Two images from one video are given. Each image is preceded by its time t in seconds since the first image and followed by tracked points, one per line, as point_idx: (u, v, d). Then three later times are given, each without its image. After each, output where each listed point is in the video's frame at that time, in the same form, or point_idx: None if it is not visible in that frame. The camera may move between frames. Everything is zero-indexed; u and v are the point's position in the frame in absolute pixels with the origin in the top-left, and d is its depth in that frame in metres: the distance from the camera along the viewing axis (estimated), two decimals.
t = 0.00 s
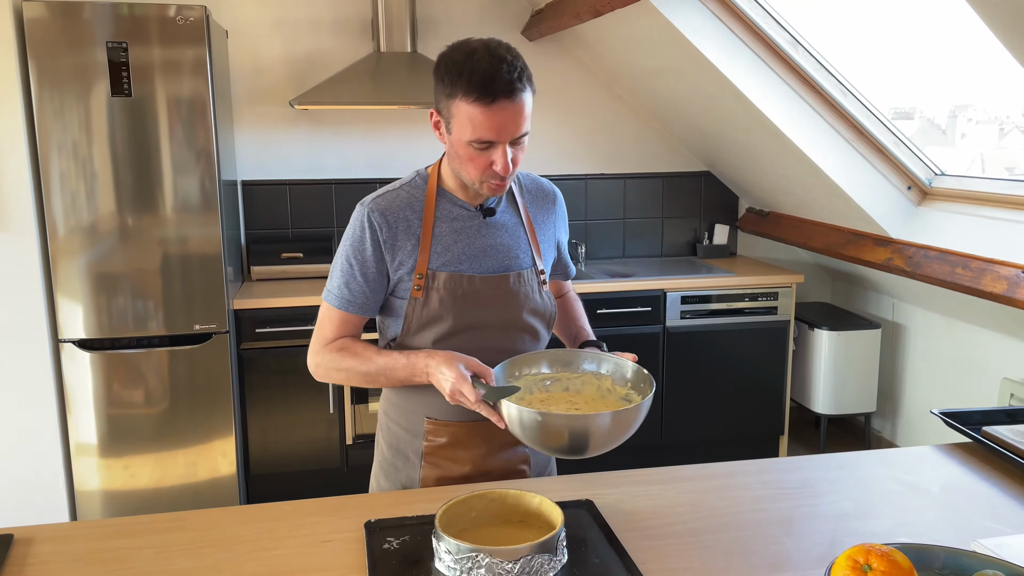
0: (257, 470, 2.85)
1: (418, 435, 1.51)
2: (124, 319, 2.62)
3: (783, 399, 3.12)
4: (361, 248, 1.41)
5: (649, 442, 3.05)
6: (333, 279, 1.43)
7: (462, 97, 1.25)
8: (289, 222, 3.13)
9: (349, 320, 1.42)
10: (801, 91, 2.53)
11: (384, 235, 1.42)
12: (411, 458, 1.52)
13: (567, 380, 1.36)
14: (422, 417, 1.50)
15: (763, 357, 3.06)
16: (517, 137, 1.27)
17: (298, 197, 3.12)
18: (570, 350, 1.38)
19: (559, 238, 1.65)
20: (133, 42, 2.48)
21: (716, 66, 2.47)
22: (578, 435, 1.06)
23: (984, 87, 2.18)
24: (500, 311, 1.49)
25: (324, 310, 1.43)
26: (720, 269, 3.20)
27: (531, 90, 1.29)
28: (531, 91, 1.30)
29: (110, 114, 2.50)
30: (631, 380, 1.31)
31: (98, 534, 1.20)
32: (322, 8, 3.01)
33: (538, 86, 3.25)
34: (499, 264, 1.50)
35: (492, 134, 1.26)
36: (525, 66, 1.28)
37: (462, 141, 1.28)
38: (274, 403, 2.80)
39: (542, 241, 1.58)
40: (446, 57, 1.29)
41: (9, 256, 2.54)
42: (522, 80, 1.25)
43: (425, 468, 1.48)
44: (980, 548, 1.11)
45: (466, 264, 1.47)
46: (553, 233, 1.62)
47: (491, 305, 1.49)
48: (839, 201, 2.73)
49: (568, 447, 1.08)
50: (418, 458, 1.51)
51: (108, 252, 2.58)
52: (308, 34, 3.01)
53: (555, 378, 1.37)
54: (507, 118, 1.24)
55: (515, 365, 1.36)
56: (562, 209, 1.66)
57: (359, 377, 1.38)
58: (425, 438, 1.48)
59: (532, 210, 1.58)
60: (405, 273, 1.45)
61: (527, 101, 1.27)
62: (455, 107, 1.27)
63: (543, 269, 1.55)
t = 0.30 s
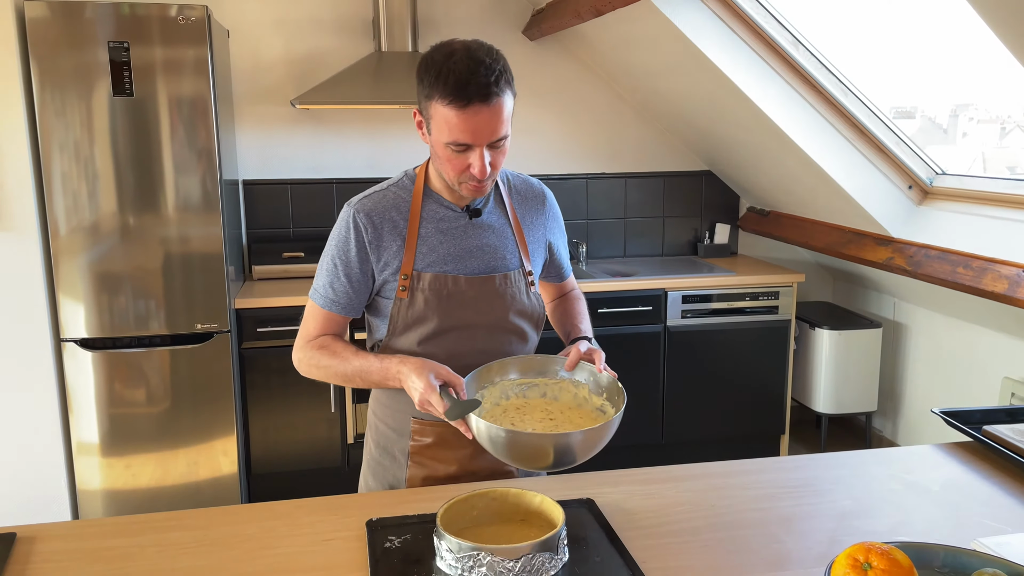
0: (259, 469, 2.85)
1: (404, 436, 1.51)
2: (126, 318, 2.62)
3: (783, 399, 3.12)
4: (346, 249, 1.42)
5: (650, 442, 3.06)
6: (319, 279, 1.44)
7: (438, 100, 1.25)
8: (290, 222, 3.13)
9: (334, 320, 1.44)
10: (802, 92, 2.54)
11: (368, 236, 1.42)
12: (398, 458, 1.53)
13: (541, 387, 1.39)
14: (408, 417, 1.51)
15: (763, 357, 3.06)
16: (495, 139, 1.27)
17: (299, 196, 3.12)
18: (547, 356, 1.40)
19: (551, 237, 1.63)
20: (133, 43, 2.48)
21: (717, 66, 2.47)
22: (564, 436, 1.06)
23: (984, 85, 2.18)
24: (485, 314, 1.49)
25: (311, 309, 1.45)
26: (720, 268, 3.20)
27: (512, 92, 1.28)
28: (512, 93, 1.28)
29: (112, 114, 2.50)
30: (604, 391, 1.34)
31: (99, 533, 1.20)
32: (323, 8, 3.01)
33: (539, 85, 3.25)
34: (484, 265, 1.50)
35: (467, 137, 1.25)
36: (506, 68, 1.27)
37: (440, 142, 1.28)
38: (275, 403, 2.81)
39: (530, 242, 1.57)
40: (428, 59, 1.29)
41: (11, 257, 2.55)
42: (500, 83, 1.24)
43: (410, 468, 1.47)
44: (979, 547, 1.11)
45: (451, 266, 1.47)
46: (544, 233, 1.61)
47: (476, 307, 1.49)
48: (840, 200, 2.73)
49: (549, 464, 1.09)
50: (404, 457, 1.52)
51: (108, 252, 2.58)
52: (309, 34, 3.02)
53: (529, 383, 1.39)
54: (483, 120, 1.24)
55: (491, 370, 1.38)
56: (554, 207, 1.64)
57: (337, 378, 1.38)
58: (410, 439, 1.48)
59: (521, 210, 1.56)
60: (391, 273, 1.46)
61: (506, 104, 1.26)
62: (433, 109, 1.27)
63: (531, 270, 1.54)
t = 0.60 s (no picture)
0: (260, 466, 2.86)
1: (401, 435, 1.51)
2: (128, 316, 2.62)
3: (785, 397, 3.12)
4: (335, 254, 1.42)
5: (651, 440, 3.06)
6: (310, 286, 1.44)
7: (416, 99, 1.25)
8: (291, 219, 3.13)
9: (326, 324, 1.44)
10: (804, 90, 2.54)
11: (357, 239, 1.42)
12: (394, 457, 1.54)
13: (530, 368, 1.40)
14: (404, 417, 1.50)
15: (765, 355, 3.06)
16: (477, 136, 1.26)
17: (301, 194, 3.12)
18: (532, 338, 1.40)
19: (543, 231, 1.62)
20: (134, 41, 2.48)
21: (719, 63, 2.46)
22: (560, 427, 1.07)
23: (985, 83, 2.17)
24: (479, 312, 1.49)
25: (302, 314, 1.45)
26: (722, 266, 3.20)
27: (491, 88, 1.27)
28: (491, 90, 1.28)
29: (113, 112, 2.50)
30: (593, 364, 1.35)
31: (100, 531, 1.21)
32: (324, 5, 3.01)
33: (541, 83, 3.25)
34: (476, 263, 1.49)
35: (447, 135, 1.25)
36: (483, 63, 1.27)
37: (421, 142, 1.28)
38: (276, 401, 2.81)
39: (521, 237, 1.57)
40: (405, 59, 1.29)
41: (13, 256, 2.55)
42: (478, 78, 1.24)
43: (408, 468, 1.48)
44: (981, 545, 1.11)
45: (442, 265, 1.47)
46: (535, 229, 1.60)
47: (469, 306, 1.48)
48: (842, 198, 2.73)
49: (546, 453, 1.09)
50: (400, 456, 1.53)
51: (110, 250, 2.58)
52: (311, 31, 3.01)
53: (518, 366, 1.40)
54: (463, 117, 1.23)
55: (478, 360, 1.37)
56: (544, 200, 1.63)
57: (329, 382, 1.37)
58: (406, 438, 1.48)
59: (510, 206, 1.56)
60: (382, 275, 1.45)
61: (486, 100, 1.26)
62: (412, 109, 1.27)
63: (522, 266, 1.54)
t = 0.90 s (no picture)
0: (261, 462, 2.86)
1: (400, 434, 1.50)
2: (129, 312, 2.62)
3: (786, 393, 3.12)
4: (330, 258, 1.41)
5: (653, 437, 3.05)
6: (305, 291, 1.43)
7: (401, 99, 1.24)
8: (292, 215, 3.13)
9: (324, 329, 1.43)
10: (807, 86, 2.53)
11: (351, 241, 1.41)
12: (396, 455, 1.51)
13: (527, 361, 1.39)
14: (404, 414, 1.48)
15: (767, 352, 3.06)
16: (464, 133, 1.26)
17: (302, 190, 3.11)
18: (529, 331, 1.39)
19: (537, 223, 1.62)
20: (135, 37, 2.47)
21: (721, 58, 2.46)
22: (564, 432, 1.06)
23: (989, 79, 2.16)
24: (478, 309, 1.49)
25: (299, 319, 1.44)
26: (724, 263, 3.19)
27: (476, 82, 1.26)
28: (476, 84, 1.27)
29: (114, 108, 2.49)
30: (590, 358, 1.36)
31: (102, 528, 1.20)
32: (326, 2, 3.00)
33: (543, 79, 3.24)
34: (472, 261, 1.49)
35: (435, 134, 1.24)
36: (467, 58, 1.26)
37: (409, 141, 1.27)
38: (278, 397, 2.80)
39: (515, 231, 1.56)
40: (387, 57, 1.28)
41: (14, 251, 2.55)
42: (462, 75, 1.23)
43: (409, 466, 1.48)
44: (985, 542, 1.10)
45: (437, 264, 1.46)
46: (529, 223, 1.60)
47: (468, 303, 1.48)
48: (845, 194, 2.72)
49: (547, 453, 1.08)
50: (401, 454, 1.50)
51: (110, 246, 2.58)
52: (312, 27, 3.00)
53: (514, 360, 1.39)
54: (449, 115, 1.22)
55: (475, 357, 1.36)
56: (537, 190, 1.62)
57: (327, 386, 1.35)
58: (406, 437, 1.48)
59: (502, 200, 1.55)
60: (378, 276, 1.45)
61: (471, 95, 1.25)
62: (397, 108, 1.26)
63: (517, 260, 1.53)
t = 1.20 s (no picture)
0: (262, 459, 2.86)
1: (401, 432, 1.49)
2: (130, 308, 2.62)
3: (788, 390, 3.11)
4: (323, 260, 1.41)
5: (654, 434, 3.05)
6: (299, 292, 1.44)
7: (387, 102, 1.23)
8: (293, 212, 3.12)
9: (317, 330, 1.44)
10: (808, 82, 2.53)
11: (344, 242, 1.41)
12: (395, 454, 1.51)
13: (527, 352, 1.39)
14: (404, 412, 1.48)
15: (768, 349, 3.05)
16: (453, 133, 1.25)
17: (303, 187, 3.11)
18: (528, 325, 1.37)
19: (535, 217, 1.61)
20: (135, 33, 2.46)
21: (723, 53, 2.45)
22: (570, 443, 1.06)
23: (991, 76, 2.15)
24: (476, 309, 1.48)
25: (294, 320, 1.45)
26: (725, 259, 3.18)
27: (463, 81, 1.25)
28: (463, 82, 1.26)
29: (115, 104, 2.49)
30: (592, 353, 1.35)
31: (102, 526, 1.20)
32: None
33: (544, 75, 3.24)
34: (467, 260, 1.48)
35: (424, 137, 1.24)
36: (452, 57, 1.25)
37: (398, 143, 1.27)
38: (279, 394, 2.80)
39: (510, 227, 1.55)
40: (372, 58, 1.27)
41: (14, 248, 2.55)
42: (448, 76, 1.22)
43: (410, 464, 1.47)
44: (987, 540, 1.10)
45: (432, 263, 1.46)
46: (525, 218, 1.59)
47: (466, 303, 1.48)
48: (846, 191, 2.72)
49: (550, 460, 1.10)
50: (401, 453, 1.50)
51: (110, 243, 2.57)
52: (313, 23, 3.00)
53: (516, 351, 1.38)
54: (436, 118, 1.22)
55: (478, 355, 1.35)
56: (533, 181, 1.61)
57: (310, 374, 1.36)
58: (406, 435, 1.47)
59: (497, 195, 1.54)
60: (372, 278, 1.44)
61: (458, 94, 1.24)
62: (384, 111, 1.25)
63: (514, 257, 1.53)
